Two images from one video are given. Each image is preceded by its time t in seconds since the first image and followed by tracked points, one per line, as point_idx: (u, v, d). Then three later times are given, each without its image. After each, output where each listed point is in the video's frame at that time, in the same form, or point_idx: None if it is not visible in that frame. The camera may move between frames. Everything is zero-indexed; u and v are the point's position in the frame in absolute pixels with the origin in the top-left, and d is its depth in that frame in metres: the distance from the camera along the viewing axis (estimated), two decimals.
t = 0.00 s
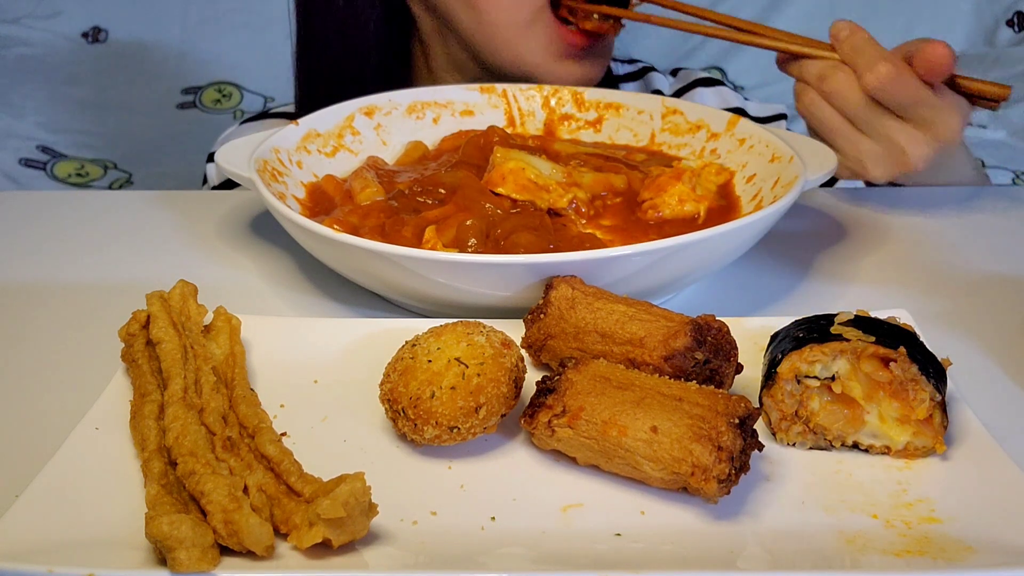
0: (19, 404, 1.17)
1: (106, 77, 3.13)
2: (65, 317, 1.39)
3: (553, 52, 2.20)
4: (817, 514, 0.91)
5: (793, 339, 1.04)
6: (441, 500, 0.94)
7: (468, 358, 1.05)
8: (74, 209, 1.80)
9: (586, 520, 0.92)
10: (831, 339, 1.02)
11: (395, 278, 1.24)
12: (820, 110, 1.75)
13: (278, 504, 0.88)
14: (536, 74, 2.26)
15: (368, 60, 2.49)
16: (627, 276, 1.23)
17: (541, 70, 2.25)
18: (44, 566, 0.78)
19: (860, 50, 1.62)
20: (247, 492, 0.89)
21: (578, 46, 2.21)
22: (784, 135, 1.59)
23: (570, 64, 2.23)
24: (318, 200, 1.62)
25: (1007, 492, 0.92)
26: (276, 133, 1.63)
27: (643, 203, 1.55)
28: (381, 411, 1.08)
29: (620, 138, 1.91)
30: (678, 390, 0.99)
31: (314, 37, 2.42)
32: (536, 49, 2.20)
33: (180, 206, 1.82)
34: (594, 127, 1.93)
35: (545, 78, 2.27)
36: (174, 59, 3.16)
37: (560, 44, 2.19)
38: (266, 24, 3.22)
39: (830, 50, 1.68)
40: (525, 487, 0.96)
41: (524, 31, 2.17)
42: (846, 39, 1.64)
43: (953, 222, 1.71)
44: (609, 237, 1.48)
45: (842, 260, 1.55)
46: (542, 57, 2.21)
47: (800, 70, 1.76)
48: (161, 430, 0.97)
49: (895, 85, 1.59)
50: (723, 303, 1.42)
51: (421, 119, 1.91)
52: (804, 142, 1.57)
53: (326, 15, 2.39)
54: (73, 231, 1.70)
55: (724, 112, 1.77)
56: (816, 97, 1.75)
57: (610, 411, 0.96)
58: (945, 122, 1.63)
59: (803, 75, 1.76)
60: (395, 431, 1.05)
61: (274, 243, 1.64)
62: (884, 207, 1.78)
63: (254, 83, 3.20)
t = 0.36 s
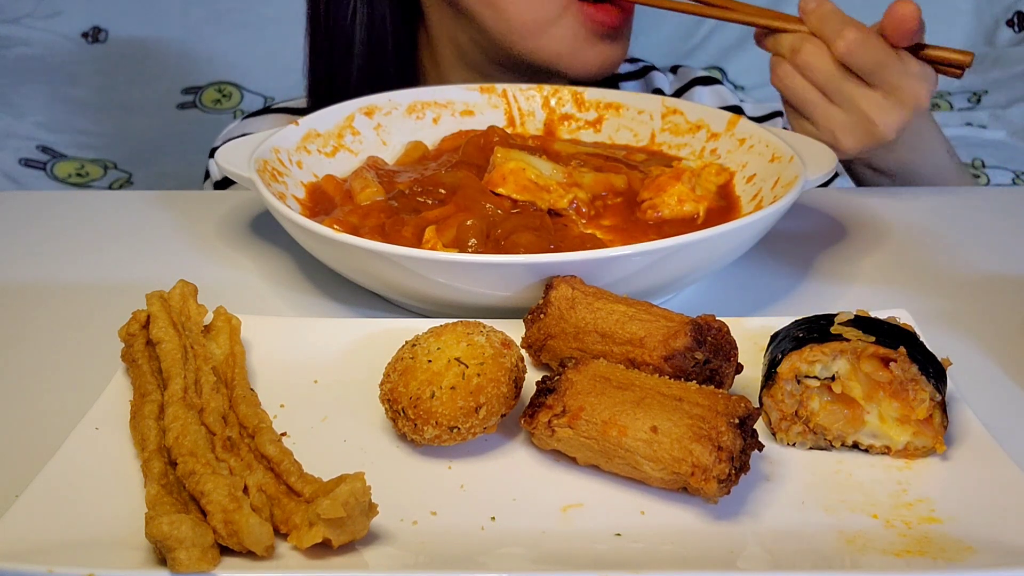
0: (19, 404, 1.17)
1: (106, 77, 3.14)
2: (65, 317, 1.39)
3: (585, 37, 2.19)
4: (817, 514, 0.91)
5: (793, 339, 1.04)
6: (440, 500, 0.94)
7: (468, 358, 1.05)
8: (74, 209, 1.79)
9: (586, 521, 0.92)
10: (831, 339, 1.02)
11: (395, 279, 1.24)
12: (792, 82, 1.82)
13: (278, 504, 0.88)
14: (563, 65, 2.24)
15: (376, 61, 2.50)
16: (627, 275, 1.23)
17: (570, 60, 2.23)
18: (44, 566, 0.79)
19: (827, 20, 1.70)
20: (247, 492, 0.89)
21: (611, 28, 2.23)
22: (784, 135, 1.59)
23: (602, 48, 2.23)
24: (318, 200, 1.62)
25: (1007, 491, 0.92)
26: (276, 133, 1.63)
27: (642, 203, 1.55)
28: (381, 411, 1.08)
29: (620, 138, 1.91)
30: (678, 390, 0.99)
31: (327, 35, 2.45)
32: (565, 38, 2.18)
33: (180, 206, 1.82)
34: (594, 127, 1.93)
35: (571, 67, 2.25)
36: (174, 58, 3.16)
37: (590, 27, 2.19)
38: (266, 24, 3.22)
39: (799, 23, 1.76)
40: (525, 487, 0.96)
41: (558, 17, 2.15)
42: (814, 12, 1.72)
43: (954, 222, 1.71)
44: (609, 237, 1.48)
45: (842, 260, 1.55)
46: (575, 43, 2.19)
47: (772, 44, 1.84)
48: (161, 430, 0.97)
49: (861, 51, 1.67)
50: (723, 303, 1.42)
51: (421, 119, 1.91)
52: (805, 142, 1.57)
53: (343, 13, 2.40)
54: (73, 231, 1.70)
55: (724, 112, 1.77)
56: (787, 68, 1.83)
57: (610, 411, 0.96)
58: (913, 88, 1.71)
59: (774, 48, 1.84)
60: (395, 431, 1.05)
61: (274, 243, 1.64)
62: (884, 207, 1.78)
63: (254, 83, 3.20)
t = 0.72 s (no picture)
0: (19, 403, 1.17)
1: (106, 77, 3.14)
2: (65, 317, 1.39)
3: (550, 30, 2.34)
4: (817, 514, 0.91)
5: (793, 339, 1.04)
6: (440, 501, 0.94)
7: (468, 358, 1.05)
8: (74, 210, 1.79)
9: (586, 521, 0.91)
10: (830, 339, 1.02)
11: (395, 279, 1.24)
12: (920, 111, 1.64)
13: (278, 505, 0.88)
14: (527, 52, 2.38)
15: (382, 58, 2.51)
16: (627, 275, 1.23)
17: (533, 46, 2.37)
18: (44, 567, 0.78)
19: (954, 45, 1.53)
20: (247, 492, 0.89)
21: (574, 18, 2.34)
22: (784, 135, 1.59)
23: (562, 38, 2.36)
24: (318, 199, 1.62)
25: (1007, 491, 0.92)
26: (276, 133, 1.63)
27: (642, 203, 1.55)
28: (380, 411, 1.08)
29: (620, 138, 1.91)
30: (678, 390, 0.99)
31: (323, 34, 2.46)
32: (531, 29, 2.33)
33: (181, 206, 1.81)
34: (594, 127, 1.93)
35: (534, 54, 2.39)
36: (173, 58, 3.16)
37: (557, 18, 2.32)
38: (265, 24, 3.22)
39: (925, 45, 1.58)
40: (525, 487, 0.96)
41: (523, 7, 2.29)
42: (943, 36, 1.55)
43: (955, 222, 1.71)
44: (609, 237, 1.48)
45: (842, 260, 1.55)
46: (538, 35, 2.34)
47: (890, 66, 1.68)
48: (161, 430, 0.97)
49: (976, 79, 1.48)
50: (722, 303, 1.42)
51: (421, 119, 1.91)
52: (805, 142, 1.57)
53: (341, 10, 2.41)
54: (72, 231, 1.70)
55: (724, 112, 1.77)
56: (880, 108, 2.07)
57: (611, 412, 0.96)
58: None
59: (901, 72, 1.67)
60: (395, 431, 1.05)
61: (274, 243, 1.64)
62: (884, 207, 1.78)
63: (254, 83, 3.20)
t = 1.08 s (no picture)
0: (19, 403, 1.17)
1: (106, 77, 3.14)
2: (65, 317, 1.39)
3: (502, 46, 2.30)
4: (816, 513, 0.91)
5: (792, 339, 1.04)
6: (440, 501, 0.94)
7: (468, 358, 1.05)
8: (74, 209, 1.79)
9: (586, 521, 0.91)
10: (830, 339, 1.02)
11: (395, 279, 1.24)
12: None
13: (278, 504, 0.88)
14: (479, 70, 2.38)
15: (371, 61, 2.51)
16: (627, 275, 1.23)
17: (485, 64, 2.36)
18: (44, 566, 0.78)
19: None
20: (248, 492, 0.89)
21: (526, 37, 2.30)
22: (784, 135, 1.59)
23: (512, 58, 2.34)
24: (318, 199, 1.62)
25: (1007, 492, 0.92)
26: (276, 133, 1.63)
27: (642, 203, 1.55)
28: (380, 411, 1.08)
29: (620, 138, 1.91)
30: (678, 390, 0.99)
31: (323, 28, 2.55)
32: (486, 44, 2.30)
33: (181, 206, 1.81)
34: (594, 127, 1.93)
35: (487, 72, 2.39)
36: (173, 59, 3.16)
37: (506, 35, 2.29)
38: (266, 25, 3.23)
39: None
40: (525, 487, 0.96)
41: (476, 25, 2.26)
42: None
43: (954, 222, 1.71)
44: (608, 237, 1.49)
45: (842, 260, 1.55)
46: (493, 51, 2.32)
47: None
48: (161, 430, 0.97)
49: None
50: (722, 303, 1.42)
51: (421, 119, 1.91)
52: (805, 142, 1.57)
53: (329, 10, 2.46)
54: (72, 231, 1.70)
55: (724, 112, 1.77)
56: None
57: (611, 411, 0.96)
58: None
59: None
60: (395, 431, 1.05)
61: (274, 243, 1.64)
62: (884, 207, 1.78)
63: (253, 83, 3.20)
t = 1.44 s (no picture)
0: (20, 404, 1.17)
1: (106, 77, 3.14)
2: (65, 317, 1.38)
3: (500, 40, 2.23)
4: (816, 513, 0.91)
5: (792, 339, 1.04)
6: (440, 500, 0.94)
7: (468, 358, 1.05)
8: (74, 209, 1.79)
9: (586, 521, 0.91)
10: (830, 339, 1.02)
11: (395, 279, 1.24)
12: None
13: (278, 505, 0.88)
14: (475, 60, 2.27)
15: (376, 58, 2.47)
16: (628, 275, 1.23)
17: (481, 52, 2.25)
18: (44, 566, 0.78)
19: None
20: (248, 492, 0.89)
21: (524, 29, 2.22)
22: (784, 135, 1.59)
23: (511, 49, 2.24)
24: (318, 199, 1.62)
25: (1007, 492, 0.92)
26: (276, 133, 1.63)
27: (642, 203, 1.55)
28: (380, 411, 1.08)
29: (620, 138, 1.91)
30: (678, 390, 0.99)
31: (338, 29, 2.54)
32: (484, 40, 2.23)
33: (182, 206, 1.81)
34: (594, 127, 1.93)
35: (482, 63, 2.28)
36: (174, 59, 3.17)
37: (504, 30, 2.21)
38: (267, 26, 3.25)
39: None
40: (525, 487, 0.96)
41: (473, 14, 2.18)
42: None
43: (954, 222, 1.71)
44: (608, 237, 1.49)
45: (842, 260, 1.55)
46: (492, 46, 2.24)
47: None
48: (161, 430, 0.97)
49: None
50: (723, 303, 1.42)
51: (421, 119, 1.91)
52: (806, 142, 1.57)
53: (344, 4, 2.45)
54: (72, 231, 1.70)
55: (724, 112, 1.77)
56: None
57: (610, 411, 0.96)
58: None
59: None
60: (395, 431, 1.05)
61: (274, 243, 1.64)
62: (884, 207, 1.78)
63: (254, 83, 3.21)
